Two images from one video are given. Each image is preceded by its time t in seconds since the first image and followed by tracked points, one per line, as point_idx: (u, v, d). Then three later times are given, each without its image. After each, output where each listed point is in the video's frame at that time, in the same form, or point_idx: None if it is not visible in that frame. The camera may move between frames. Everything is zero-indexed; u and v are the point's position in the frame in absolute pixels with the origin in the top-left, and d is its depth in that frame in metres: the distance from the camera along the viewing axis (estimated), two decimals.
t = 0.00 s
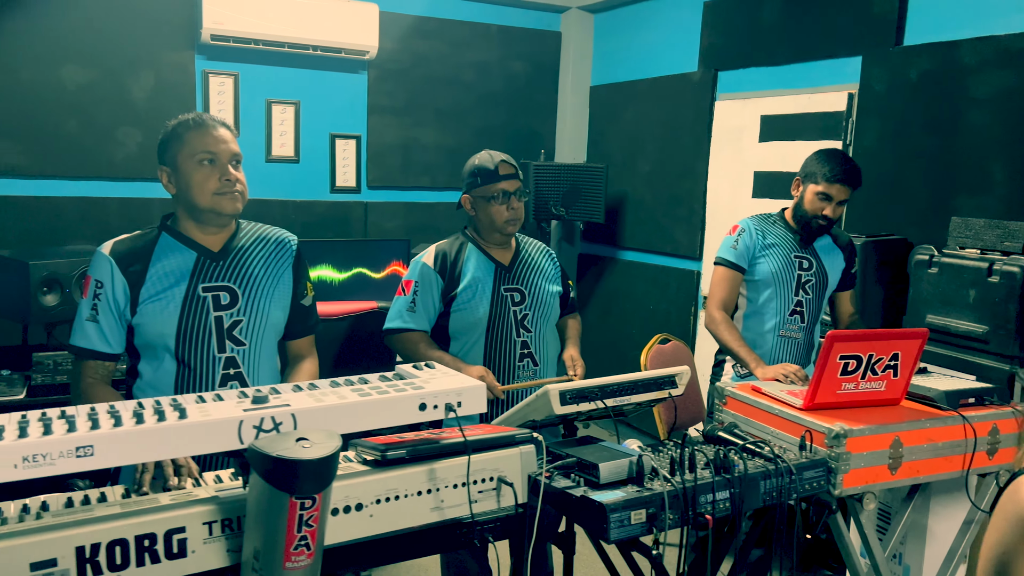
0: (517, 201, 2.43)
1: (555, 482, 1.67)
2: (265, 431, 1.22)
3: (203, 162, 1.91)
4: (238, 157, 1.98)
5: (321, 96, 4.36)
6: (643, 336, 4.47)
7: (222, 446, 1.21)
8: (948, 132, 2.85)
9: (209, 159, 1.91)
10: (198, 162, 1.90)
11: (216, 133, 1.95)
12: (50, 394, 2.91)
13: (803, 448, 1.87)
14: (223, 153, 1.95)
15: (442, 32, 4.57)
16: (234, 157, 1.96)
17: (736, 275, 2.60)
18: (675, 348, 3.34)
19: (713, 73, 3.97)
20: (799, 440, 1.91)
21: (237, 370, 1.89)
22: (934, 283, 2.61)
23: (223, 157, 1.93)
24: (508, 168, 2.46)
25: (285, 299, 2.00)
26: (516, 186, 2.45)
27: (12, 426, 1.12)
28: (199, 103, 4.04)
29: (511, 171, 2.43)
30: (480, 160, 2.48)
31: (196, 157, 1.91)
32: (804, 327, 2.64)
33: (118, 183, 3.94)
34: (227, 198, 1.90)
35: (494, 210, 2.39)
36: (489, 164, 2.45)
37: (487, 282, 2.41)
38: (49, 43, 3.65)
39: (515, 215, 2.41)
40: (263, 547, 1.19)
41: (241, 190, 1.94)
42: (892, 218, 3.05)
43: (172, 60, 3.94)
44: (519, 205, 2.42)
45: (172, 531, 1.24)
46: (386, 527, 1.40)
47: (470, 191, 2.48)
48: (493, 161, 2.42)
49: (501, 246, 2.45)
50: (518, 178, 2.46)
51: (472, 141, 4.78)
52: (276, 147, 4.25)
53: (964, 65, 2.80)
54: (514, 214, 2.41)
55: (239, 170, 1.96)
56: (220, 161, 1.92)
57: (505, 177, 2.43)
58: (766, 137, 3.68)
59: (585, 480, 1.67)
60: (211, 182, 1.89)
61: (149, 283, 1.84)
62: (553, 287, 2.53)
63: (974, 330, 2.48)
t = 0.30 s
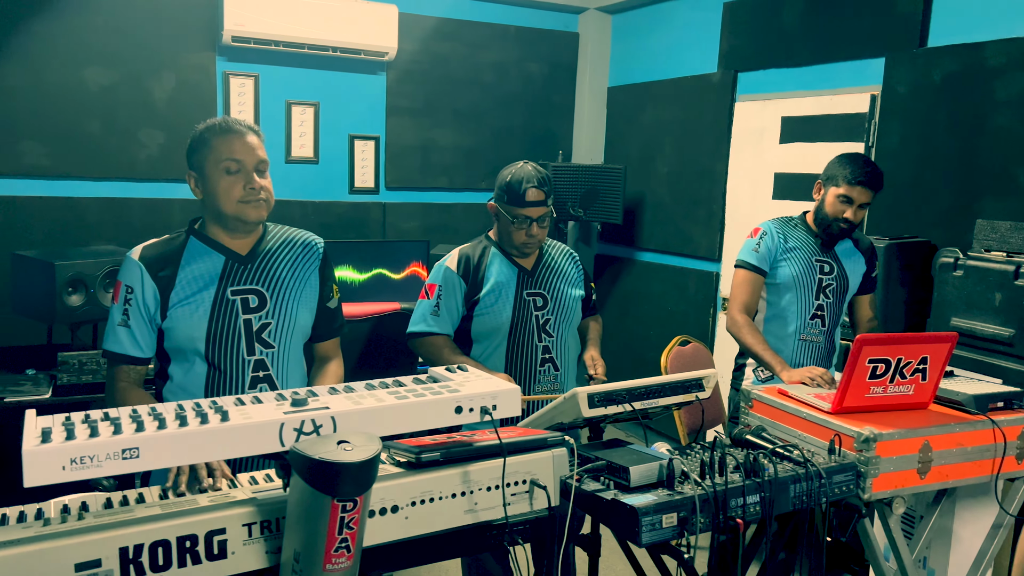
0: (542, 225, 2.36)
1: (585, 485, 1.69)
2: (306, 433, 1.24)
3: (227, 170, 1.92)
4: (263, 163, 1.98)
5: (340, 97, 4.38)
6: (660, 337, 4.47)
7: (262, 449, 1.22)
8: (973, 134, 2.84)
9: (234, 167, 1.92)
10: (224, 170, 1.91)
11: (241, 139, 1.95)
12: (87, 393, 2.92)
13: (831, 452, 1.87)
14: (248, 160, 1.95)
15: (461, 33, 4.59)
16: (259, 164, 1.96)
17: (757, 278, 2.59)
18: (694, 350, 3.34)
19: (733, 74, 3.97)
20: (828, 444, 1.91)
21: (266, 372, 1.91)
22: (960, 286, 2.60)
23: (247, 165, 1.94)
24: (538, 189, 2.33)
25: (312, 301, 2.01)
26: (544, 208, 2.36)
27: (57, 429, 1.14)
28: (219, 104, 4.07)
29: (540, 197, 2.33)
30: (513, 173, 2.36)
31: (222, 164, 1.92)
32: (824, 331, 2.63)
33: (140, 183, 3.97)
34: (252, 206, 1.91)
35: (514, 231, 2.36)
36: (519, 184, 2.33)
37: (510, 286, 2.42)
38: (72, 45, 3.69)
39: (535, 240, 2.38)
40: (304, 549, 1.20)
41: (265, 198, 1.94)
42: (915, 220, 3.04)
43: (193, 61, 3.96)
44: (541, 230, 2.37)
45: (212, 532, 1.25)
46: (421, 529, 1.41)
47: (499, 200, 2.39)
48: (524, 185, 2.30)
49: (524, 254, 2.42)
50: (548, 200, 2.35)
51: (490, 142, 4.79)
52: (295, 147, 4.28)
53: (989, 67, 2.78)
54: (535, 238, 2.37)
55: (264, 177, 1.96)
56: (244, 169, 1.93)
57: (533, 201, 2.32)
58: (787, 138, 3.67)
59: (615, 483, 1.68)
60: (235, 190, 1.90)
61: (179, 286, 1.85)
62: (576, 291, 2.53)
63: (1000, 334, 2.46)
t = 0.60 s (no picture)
0: (567, 230, 2.36)
1: (612, 489, 1.68)
2: (337, 435, 1.24)
3: (238, 182, 1.88)
4: (278, 177, 1.90)
5: (364, 98, 4.40)
6: (684, 339, 4.45)
7: (294, 451, 1.22)
8: (1004, 136, 2.80)
9: (244, 180, 1.87)
10: (234, 184, 1.87)
11: (256, 151, 1.87)
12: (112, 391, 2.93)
13: (863, 457, 1.84)
14: (260, 174, 1.88)
15: (484, 34, 4.59)
16: (271, 180, 1.88)
17: (771, 281, 2.55)
18: (719, 353, 3.30)
19: (759, 75, 3.94)
20: (858, 450, 1.89)
21: (292, 374, 1.92)
22: (992, 290, 2.56)
23: (256, 181, 1.87)
24: (564, 194, 2.32)
25: (339, 302, 2.02)
26: (570, 213, 2.35)
27: (93, 430, 1.15)
28: (245, 105, 4.10)
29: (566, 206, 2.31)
30: (540, 177, 2.36)
31: (234, 177, 1.88)
32: (841, 330, 2.59)
33: (167, 184, 4.01)
34: (256, 224, 1.89)
35: (539, 236, 2.36)
36: (545, 188, 2.32)
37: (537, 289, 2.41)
38: (101, 47, 3.73)
39: (558, 246, 2.36)
40: (335, 551, 1.20)
41: (273, 214, 1.90)
42: (944, 222, 3.00)
43: (219, 63, 3.99)
44: (566, 235, 2.36)
45: (245, 534, 1.26)
46: (450, 533, 1.41)
47: (525, 203, 2.40)
48: (550, 189, 2.30)
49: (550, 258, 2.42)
50: (573, 205, 2.34)
51: (512, 143, 4.79)
52: (319, 148, 4.30)
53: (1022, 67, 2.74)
54: (560, 244, 2.36)
55: (275, 193, 1.90)
56: (253, 185, 1.87)
57: (558, 206, 2.31)
58: (813, 140, 3.64)
59: (643, 487, 1.67)
60: (240, 207, 1.88)
61: (206, 288, 1.86)
62: (601, 293, 2.52)
63: None
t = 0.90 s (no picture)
0: (601, 231, 2.35)
1: (642, 491, 1.66)
2: (369, 434, 1.25)
3: (267, 182, 1.91)
4: (306, 177, 1.92)
5: (395, 98, 4.43)
6: (714, 341, 4.41)
7: (327, 449, 1.23)
8: None
9: (272, 180, 1.90)
10: (263, 183, 1.91)
11: (284, 151, 1.90)
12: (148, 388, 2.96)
13: (897, 462, 1.81)
14: (288, 174, 1.90)
15: (515, 35, 4.60)
16: (298, 179, 1.90)
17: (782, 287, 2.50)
18: (750, 354, 3.27)
19: (791, 74, 3.90)
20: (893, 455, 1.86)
21: (321, 373, 1.93)
22: None
23: (284, 180, 1.90)
24: (598, 195, 2.32)
25: (368, 302, 2.04)
26: (603, 214, 2.35)
27: (131, 426, 1.17)
28: (277, 106, 4.15)
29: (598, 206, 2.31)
30: (574, 178, 2.35)
31: (263, 176, 1.91)
32: (848, 333, 2.55)
33: (200, 184, 4.07)
34: (283, 222, 1.90)
35: (573, 238, 2.35)
36: (578, 189, 2.32)
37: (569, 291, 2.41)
38: (138, 49, 3.80)
39: (592, 247, 2.35)
40: (367, 549, 1.21)
41: (300, 213, 1.92)
42: (981, 223, 2.95)
43: (252, 64, 4.04)
44: (600, 237, 2.35)
45: (278, 531, 1.27)
46: (480, 532, 1.41)
47: (558, 205, 2.39)
48: (584, 190, 2.30)
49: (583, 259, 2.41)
50: (607, 207, 2.34)
51: (542, 143, 4.80)
52: (350, 149, 4.33)
53: None
54: (593, 246, 2.35)
55: (303, 193, 1.92)
56: (280, 185, 1.89)
57: (592, 208, 2.32)
58: (847, 140, 3.59)
59: (674, 490, 1.66)
60: (268, 206, 1.90)
61: (238, 287, 1.88)
62: (631, 295, 2.51)
63: None
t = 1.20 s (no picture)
0: (645, 230, 2.35)
1: (687, 490, 1.67)
2: (418, 427, 1.27)
3: (312, 177, 1.97)
4: (346, 166, 1.97)
5: (440, 100, 4.47)
6: (759, 343, 4.36)
7: (378, 441, 1.26)
8: None
9: (315, 175, 1.96)
10: (308, 178, 1.97)
11: (324, 146, 1.96)
12: (204, 380, 3.00)
13: (948, 466, 1.78)
14: (330, 166, 1.96)
15: (559, 36, 4.61)
16: (338, 170, 1.95)
17: (818, 283, 2.47)
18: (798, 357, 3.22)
19: (841, 73, 3.84)
20: (945, 458, 1.83)
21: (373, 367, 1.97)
22: None
23: (325, 173, 1.95)
24: (643, 193, 2.32)
25: (418, 299, 2.07)
26: (647, 212, 2.34)
27: (191, 415, 1.21)
28: (325, 108, 4.22)
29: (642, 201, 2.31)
30: (618, 177, 2.36)
31: (307, 171, 1.97)
32: (882, 332, 2.52)
33: (250, 184, 4.16)
34: (331, 213, 1.96)
35: (617, 237, 2.36)
36: (623, 188, 2.32)
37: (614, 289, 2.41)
38: (192, 52, 3.90)
39: (636, 245, 2.36)
40: (415, 540, 1.24)
41: (346, 203, 1.96)
42: None
43: (301, 67, 4.11)
44: (644, 235, 2.35)
45: (329, 520, 1.30)
46: (526, 526, 1.42)
47: (602, 204, 2.40)
48: (628, 189, 2.30)
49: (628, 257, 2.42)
50: (652, 205, 2.33)
51: (586, 143, 4.80)
52: (396, 150, 4.38)
53: None
54: (638, 243, 2.35)
55: (346, 183, 1.96)
56: (323, 178, 1.95)
57: (636, 206, 2.31)
58: (899, 139, 3.52)
59: (720, 489, 1.65)
60: (315, 200, 1.96)
61: (292, 282, 1.93)
62: (676, 293, 2.50)
63: None
